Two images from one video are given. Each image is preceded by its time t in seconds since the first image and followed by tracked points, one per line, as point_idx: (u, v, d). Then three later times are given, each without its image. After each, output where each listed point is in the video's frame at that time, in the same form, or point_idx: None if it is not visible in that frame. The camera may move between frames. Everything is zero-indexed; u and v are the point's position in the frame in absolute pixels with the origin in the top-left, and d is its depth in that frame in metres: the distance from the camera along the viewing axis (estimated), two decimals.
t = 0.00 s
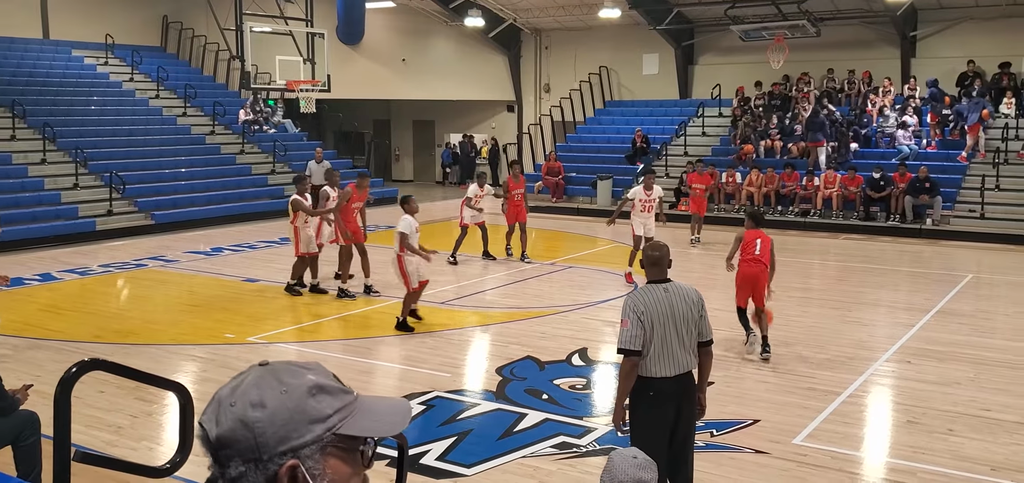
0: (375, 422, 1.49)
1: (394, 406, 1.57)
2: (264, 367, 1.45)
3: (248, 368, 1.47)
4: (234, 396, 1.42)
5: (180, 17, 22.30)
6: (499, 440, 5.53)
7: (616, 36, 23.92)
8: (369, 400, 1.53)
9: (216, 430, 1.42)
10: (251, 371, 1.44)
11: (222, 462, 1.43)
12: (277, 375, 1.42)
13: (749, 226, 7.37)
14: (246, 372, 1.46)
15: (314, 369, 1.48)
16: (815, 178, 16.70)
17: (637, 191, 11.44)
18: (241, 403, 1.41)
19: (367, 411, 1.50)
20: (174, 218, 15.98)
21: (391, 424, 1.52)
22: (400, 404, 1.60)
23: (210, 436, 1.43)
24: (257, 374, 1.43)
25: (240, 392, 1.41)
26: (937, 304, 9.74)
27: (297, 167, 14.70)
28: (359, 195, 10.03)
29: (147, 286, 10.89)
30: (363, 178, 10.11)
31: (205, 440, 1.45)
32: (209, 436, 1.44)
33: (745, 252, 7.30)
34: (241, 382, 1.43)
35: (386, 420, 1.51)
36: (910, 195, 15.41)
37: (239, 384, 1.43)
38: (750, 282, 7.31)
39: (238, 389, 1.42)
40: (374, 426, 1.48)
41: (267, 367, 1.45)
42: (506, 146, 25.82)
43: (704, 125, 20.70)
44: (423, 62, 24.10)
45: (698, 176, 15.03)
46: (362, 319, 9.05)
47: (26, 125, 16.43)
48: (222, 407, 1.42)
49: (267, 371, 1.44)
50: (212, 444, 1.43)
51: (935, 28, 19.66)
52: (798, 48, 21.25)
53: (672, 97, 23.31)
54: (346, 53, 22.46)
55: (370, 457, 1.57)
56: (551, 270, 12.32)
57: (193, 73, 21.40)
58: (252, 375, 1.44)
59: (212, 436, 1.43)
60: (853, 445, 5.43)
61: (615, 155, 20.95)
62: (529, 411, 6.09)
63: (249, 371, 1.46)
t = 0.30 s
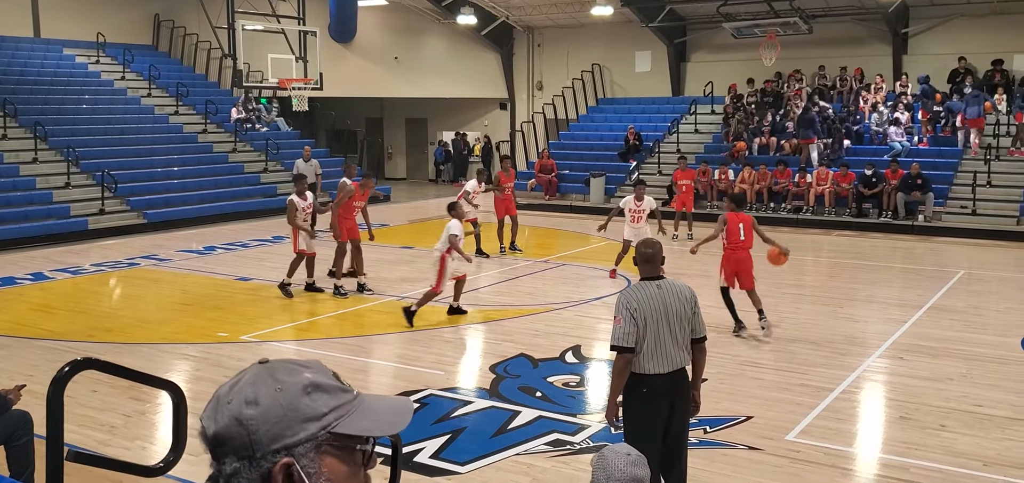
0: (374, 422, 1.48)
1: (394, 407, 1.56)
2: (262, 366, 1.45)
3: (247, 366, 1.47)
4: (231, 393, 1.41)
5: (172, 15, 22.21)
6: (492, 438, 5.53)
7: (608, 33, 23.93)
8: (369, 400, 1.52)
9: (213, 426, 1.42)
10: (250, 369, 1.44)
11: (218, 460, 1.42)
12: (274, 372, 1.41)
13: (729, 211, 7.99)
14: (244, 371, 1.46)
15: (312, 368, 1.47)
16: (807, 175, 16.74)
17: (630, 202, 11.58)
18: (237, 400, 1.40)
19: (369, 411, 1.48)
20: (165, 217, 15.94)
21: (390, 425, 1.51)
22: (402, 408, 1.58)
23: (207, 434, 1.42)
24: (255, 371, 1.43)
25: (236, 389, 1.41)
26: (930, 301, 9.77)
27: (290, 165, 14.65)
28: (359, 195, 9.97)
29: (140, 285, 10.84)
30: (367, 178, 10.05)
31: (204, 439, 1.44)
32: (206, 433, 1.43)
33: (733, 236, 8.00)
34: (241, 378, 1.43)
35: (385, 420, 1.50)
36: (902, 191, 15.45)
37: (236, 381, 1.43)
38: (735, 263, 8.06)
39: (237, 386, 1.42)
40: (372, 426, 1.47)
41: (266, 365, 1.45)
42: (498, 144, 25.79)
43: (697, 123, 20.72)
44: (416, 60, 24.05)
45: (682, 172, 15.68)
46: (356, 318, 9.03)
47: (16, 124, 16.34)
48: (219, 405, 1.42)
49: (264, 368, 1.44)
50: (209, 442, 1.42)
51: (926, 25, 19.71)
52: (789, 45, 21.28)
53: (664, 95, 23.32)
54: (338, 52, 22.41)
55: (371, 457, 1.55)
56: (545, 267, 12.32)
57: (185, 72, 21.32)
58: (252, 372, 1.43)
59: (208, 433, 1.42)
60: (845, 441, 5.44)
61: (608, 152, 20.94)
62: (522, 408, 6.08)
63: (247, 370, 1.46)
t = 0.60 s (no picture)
0: (369, 424, 1.48)
1: (391, 410, 1.56)
2: (257, 367, 1.44)
3: (243, 367, 1.47)
4: (226, 394, 1.41)
5: (166, 15, 22.16)
6: (488, 437, 5.53)
7: (603, 32, 23.95)
8: (364, 402, 1.52)
9: (207, 426, 1.42)
10: (246, 371, 1.44)
11: (212, 460, 1.42)
12: (268, 373, 1.41)
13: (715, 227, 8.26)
14: (240, 372, 1.46)
15: (308, 369, 1.47)
16: (802, 174, 16.78)
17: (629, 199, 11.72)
18: (232, 402, 1.40)
19: (365, 414, 1.48)
20: (160, 217, 15.91)
21: (386, 427, 1.51)
22: (399, 410, 1.58)
23: (202, 434, 1.42)
24: (250, 373, 1.43)
25: (231, 390, 1.41)
26: (924, 299, 9.79)
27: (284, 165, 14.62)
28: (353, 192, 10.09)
29: (134, 285, 10.81)
30: (361, 176, 10.20)
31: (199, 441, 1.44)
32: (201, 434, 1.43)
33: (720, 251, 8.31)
34: (237, 379, 1.43)
35: (381, 423, 1.50)
36: (897, 190, 15.48)
37: (231, 382, 1.43)
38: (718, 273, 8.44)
39: (232, 387, 1.42)
40: (368, 427, 1.47)
41: (262, 366, 1.45)
42: (494, 143, 25.80)
43: (692, 122, 20.73)
44: (411, 60, 24.02)
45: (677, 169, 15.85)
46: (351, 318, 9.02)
47: (10, 124, 16.28)
48: (214, 405, 1.42)
49: (260, 369, 1.43)
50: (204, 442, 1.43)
51: (920, 24, 19.77)
52: (783, 44, 21.32)
53: (659, 94, 23.34)
54: (333, 51, 22.38)
55: (366, 459, 1.55)
56: (540, 266, 12.32)
57: (179, 71, 21.27)
58: (247, 373, 1.43)
59: (203, 434, 1.42)
60: (840, 439, 5.45)
61: (603, 152, 20.95)
62: (518, 408, 6.08)
63: (243, 370, 1.45)
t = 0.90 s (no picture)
0: (365, 424, 1.47)
1: (387, 411, 1.55)
2: (252, 367, 1.44)
3: (238, 368, 1.46)
4: (221, 394, 1.41)
5: (166, 14, 22.14)
6: (488, 437, 5.51)
7: (602, 32, 23.94)
8: (360, 402, 1.51)
9: (202, 427, 1.41)
10: (241, 370, 1.43)
11: (206, 461, 1.41)
12: (263, 373, 1.41)
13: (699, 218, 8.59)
14: (236, 372, 1.45)
15: (302, 369, 1.46)
16: (801, 173, 16.77)
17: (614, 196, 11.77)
18: (226, 402, 1.40)
19: (361, 415, 1.47)
20: (160, 217, 15.92)
21: (383, 428, 1.50)
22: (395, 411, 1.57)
23: (196, 434, 1.42)
24: (245, 373, 1.42)
25: (225, 390, 1.41)
26: (924, 298, 9.79)
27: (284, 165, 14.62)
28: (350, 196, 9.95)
29: (134, 285, 10.80)
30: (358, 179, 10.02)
31: (195, 441, 1.43)
32: (195, 434, 1.43)
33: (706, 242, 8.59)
34: (232, 380, 1.43)
35: (377, 423, 1.49)
36: (896, 189, 15.49)
37: (227, 382, 1.43)
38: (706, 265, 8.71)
39: (227, 387, 1.41)
40: (363, 428, 1.46)
41: (257, 365, 1.44)
42: (494, 143, 25.81)
43: (691, 121, 20.72)
44: (410, 59, 23.99)
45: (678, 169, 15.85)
46: (350, 317, 9.01)
47: (9, 124, 16.28)
48: (208, 405, 1.41)
49: (255, 369, 1.43)
50: (198, 442, 1.42)
51: (920, 23, 19.77)
52: (783, 44, 21.32)
53: (659, 94, 23.35)
54: (332, 51, 22.38)
55: (362, 460, 1.54)
56: (540, 266, 12.31)
57: (179, 71, 21.26)
58: (242, 372, 1.43)
59: (197, 433, 1.41)
60: (840, 439, 5.44)
61: (602, 151, 20.94)
62: (517, 407, 6.07)
63: (238, 370, 1.45)
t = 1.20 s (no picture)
0: (363, 424, 1.46)
1: (385, 411, 1.55)
2: (249, 367, 1.44)
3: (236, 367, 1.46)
4: (217, 396, 1.41)
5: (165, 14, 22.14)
6: (487, 436, 5.51)
7: (601, 31, 23.92)
8: (358, 402, 1.51)
9: (200, 428, 1.41)
10: (239, 370, 1.43)
11: (204, 461, 1.42)
12: (259, 374, 1.40)
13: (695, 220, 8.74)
14: (233, 371, 1.45)
15: (299, 369, 1.46)
16: (800, 173, 16.78)
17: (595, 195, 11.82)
18: (223, 402, 1.39)
19: (360, 415, 1.47)
20: (159, 217, 15.91)
21: (382, 428, 1.50)
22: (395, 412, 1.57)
23: (193, 434, 1.42)
24: (241, 374, 1.42)
25: (222, 391, 1.41)
26: (923, 297, 9.80)
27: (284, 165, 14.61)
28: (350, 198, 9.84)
29: (133, 285, 10.80)
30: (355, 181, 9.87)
31: (194, 443, 1.43)
32: (194, 434, 1.43)
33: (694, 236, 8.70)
34: (230, 380, 1.43)
35: (376, 423, 1.49)
36: (895, 188, 15.50)
37: (224, 382, 1.43)
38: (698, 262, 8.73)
39: (224, 387, 1.41)
40: (360, 429, 1.45)
41: (254, 366, 1.44)
42: (493, 142, 25.80)
43: (690, 121, 20.73)
44: (408, 58, 23.98)
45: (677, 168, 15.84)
46: (349, 317, 9.00)
47: (8, 124, 16.26)
48: (206, 405, 1.41)
49: (252, 369, 1.43)
50: (196, 443, 1.42)
51: (918, 22, 19.78)
52: (782, 43, 21.31)
53: (658, 93, 23.34)
54: (331, 50, 22.36)
55: (359, 460, 1.54)
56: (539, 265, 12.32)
57: (178, 71, 21.26)
58: (240, 373, 1.43)
59: (195, 433, 1.42)
60: (839, 438, 5.44)
61: (601, 150, 20.95)
62: (517, 407, 6.07)
63: (235, 370, 1.45)
